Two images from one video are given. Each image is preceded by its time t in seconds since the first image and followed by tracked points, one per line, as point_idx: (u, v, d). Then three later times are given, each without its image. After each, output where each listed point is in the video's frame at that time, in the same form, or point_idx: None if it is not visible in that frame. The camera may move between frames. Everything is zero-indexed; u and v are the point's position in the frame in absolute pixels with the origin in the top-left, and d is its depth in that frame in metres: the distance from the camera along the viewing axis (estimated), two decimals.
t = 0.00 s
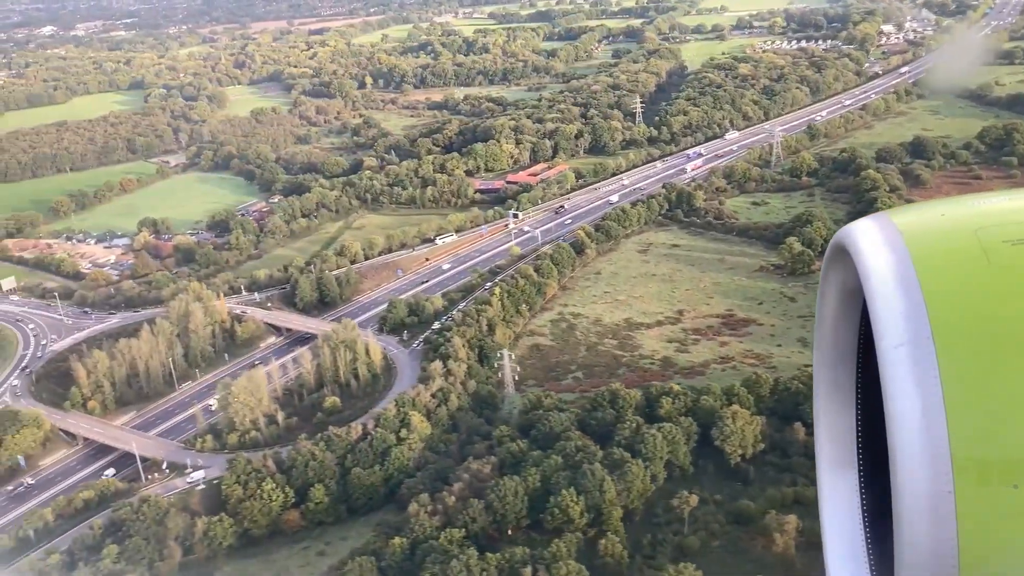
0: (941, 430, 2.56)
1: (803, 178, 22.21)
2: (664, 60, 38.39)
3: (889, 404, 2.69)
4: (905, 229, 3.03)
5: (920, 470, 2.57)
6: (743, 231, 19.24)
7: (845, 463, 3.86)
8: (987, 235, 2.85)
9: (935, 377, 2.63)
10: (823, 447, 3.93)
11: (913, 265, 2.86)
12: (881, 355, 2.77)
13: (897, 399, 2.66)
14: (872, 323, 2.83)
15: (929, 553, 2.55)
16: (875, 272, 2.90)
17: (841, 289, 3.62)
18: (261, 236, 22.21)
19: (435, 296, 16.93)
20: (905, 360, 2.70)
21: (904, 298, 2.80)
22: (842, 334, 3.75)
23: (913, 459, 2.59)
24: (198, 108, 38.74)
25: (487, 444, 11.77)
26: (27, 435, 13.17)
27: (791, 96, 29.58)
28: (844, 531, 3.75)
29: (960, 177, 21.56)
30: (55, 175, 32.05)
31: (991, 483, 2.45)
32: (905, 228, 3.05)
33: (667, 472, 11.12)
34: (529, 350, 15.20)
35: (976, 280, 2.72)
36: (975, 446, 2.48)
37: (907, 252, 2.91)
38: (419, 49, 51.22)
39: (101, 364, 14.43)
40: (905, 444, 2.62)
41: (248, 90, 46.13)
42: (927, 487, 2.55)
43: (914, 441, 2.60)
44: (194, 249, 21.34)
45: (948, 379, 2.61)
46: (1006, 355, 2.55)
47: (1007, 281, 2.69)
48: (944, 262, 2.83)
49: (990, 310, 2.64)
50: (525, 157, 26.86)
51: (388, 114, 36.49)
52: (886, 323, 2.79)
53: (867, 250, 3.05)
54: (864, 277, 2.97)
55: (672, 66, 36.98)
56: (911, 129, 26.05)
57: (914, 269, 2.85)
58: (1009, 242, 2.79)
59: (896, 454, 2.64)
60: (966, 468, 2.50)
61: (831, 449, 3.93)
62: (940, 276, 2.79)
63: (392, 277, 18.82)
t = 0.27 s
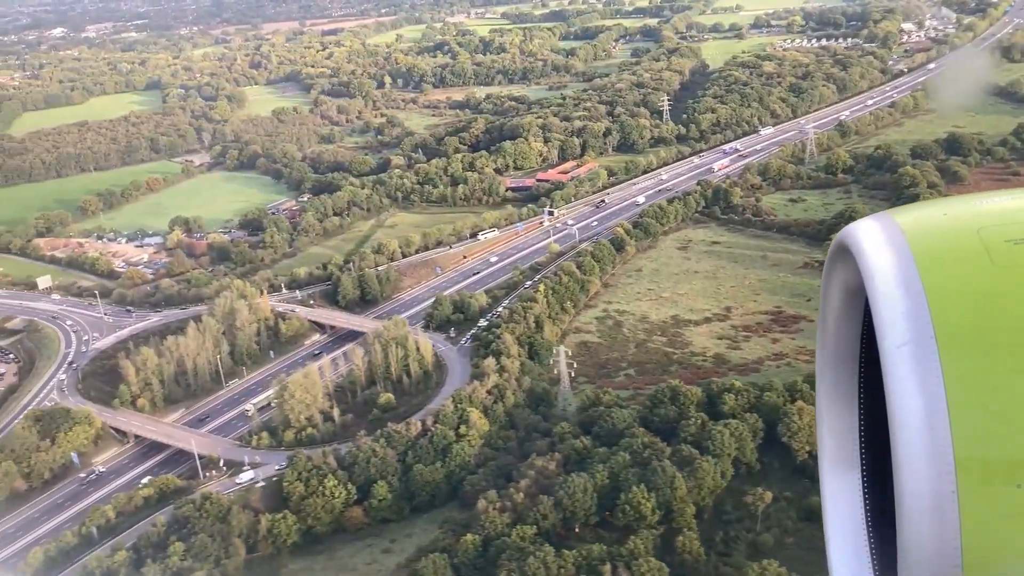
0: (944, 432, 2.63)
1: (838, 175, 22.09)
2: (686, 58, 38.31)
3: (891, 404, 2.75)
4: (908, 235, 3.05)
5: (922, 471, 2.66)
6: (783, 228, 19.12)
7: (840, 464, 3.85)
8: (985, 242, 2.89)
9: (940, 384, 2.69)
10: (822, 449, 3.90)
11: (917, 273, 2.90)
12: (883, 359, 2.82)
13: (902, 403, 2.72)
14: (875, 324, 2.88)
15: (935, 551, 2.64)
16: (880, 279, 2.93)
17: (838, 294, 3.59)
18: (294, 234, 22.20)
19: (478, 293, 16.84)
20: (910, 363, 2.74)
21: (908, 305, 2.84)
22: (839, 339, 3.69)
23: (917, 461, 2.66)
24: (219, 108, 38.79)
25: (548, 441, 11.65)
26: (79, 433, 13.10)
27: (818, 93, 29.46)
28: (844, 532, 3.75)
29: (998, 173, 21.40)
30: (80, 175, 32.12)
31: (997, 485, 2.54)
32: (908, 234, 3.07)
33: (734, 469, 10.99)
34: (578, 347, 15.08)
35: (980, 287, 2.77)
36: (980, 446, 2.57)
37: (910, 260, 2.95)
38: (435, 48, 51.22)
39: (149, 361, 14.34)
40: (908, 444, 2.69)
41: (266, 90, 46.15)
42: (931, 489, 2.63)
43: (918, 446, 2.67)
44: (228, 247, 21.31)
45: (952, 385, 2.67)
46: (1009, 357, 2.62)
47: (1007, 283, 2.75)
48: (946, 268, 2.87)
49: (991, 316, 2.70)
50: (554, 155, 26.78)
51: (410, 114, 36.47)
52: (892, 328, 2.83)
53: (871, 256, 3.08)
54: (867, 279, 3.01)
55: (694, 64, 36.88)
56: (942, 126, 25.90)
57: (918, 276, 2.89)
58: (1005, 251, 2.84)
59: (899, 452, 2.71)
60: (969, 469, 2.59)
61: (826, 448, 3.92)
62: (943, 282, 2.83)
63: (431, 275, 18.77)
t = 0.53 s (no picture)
0: (948, 428, 2.53)
1: (874, 172, 21.95)
2: (707, 56, 38.22)
3: (893, 403, 2.64)
4: (911, 227, 2.96)
5: (925, 469, 2.54)
6: (824, 224, 19.00)
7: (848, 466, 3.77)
8: (988, 231, 2.78)
9: (943, 376, 2.58)
10: (830, 447, 3.83)
11: (919, 264, 2.80)
12: (885, 353, 2.71)
13: (903, 397, 2.62)
14: (877, 321, 2.77)
15: (938, 554, 2.52)
16: (881, 271, 2.84)
17: (841, 288, 3.54)
18: (328, 232, 22.18)
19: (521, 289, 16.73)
20: (912, 358, 2.63)
21: (910, 296, 2.74)
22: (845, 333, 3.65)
23: (919, 459, 2.55)
24: (240, 107, 38.81)
25: (610, 437, 11.54)
26: (131, 430, 13.04)
27: (846, 90, 29.32)
28: (850, 533, 3.67)
29: None
30: (104, 174, 32.17)
31: (1001, 484, 2.41)
32: (911, 226, 2.98)
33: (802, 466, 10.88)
34: (627, 344, 14.96)
35: (984, 277, 2.66)
36: (981, 447, 2.46)
37: (913, 251, 2.85)
38: (452, 48, 51.21)
39: (198, 359, 14.22)
40: (914, 445, 2.57)
41: (284, 90, 46.17)
42: (933, 488, 2.52)
43: (921, 443, 2.56)
44: (262, 246, 21.28)
45: (954, 379, 2.56)
46: (1013, 354, 2.51)
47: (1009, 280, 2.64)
48: (948, 259, 2.76)
49: (994, 309, 2.59)
50: (583, 153, 26.69)
51: (432, 112, 36.43)
52: (893, 322, 2.72)
53: (873, 249, 2.99)
54: (870, 276, 2.90)
55: (716, 62, 36.79)
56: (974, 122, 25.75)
57: (920, 267, 2.79)
58: (1011, 240, 2.73)
59: (903, 454, 2.60)
60: (973, 467, 2.46)
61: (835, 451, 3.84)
62: (946, 274, 2.73)
63: (470, 272, 18.68)
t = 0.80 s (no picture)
0: (949, 430, 2.41)
1: (911, 168, 21.79)
2: (729, 54, 38.15)
3: (896, 402, 2.54)
4: (914, 223, 2.86)
5: (927, 473, 2.42)
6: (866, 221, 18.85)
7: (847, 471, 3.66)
8: (993, 229, 2.68)
9: (944, 376, 2.48)
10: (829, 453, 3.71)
11: (921, 261, 2.69)
12: (886, 354, 2.60)
13: (904, 398, 2.51)
14: (880, 319, 2.66)
15: (941, 562, 2.40)
16: (882, 269, 2.73)
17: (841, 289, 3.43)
18: (361, 231, 22.13)
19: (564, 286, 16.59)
20: (913, 357, 2.53)
21: (911, 294, 2.64)
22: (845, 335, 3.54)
23: (921, 462, 2.44)
24: (261, 106, 38.81)
25: (674, 434, 11.40)
26: (183, 428, 12.96)
27: (875, 87, 29.21)
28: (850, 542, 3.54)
29: None
30: (129, 173, 32.18)
31: (1003, 486, 2.30)
32: (912, 223, 2.88)
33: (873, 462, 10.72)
34: (677, 341, 14.80)
35: (987, 274, 2.56)
36: (982, 446, 2.35)
37: (914, 247, 2.74)
38: (469, 47, 51.25)
39: (247, 356, 14.16)
40: (916, 447, 2.46)
41: (303, 90, 46.20)
42: (936, 492, 2.40)
43: (923, 446, 2.44)
44: (297, 244, 21.27)
45: (956, 379, 2.45)
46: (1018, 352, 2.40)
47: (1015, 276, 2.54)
48: (950, 256, 2.66)
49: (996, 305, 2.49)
50: (613, 151, 26.61)
51: (455, 111, 36.41)
52: (895, 321, 2.62)
53: (874, 246, 2.88)
54: (872, 275, 2.80)
55: (739, 60, 36.69)
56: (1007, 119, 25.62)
57: (921, 264, 2.69)
58: (1016, 234, 2.63)
59: (905, 455, 2.49)
60: (977, 470, 2.35)
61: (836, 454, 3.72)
62: (946, 269, 2.64)
63: (508, 269, 18.53)
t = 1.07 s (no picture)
0: (952, 430, 2.50)
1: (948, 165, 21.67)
2: (750, 53, 38.07)
3: (899, 402, 2.62)
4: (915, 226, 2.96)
5: (931, 471, 2.50)
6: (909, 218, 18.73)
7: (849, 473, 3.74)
8: (994, 232, 2.78)
9: (946, 374, 2.57)
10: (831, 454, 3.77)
11: (923, 264, 2.80)
12: (888, 353, 2.70)
13: (906, 395, 2.60)
14: (882, 321, 2.76)
15: (943, 560, 2.46)
16: (884, 269, 2.83)
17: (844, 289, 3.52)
18: (394, 228, 22.06)
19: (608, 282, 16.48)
20: (915, 359, 2.63)
21: (913, 295, 2.74)
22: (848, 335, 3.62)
23: (926, 461, 2.52)
24: (281, 105, 38.77)
25: (739, 430, 11.28)
26: (237, 424, 12.89)
27: (902, 85, 29.10)
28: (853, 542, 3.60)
29: None
30: (152, 172, 32.16)
31: (1002, 485, 2.39)
32: (914, 224, 2.98)
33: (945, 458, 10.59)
34: (727, 337, 14.68)
35: (987, 276, 2.66)
36: (984, 446, 2.43)
37: (916, 249, 2.85)
38: (485, 46, 51.25)
39: (297, 352, 14.12)
40: (918, 446, 2.55)
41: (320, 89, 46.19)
42: (939, 489, 2.48)
43: (926, 444, 2.53)
44: (331, 241, 21.25)
45: (958, 378, 2.55)
46: (1017, 354, 2.49)
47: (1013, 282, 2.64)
48: (950, 259, 2.77)
49: (996, 308, 2.58)
50: (642, 148, 26.52)
51: (477, 109, 36.35)
52: (897, 322, 2.71)
53: (876, 247, 2.99)
54: (874, 276, 2.89)
55: (761, 57, 36.57)
56: None
57: (923, 266, 2.79)
58: (1015, 241, 2.74)
59: (908, 454, 2.57)
60: (977, 469, 2.43)
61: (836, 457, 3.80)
62: (947, 274, 2.74)
63: (547, 267, 18.39)
